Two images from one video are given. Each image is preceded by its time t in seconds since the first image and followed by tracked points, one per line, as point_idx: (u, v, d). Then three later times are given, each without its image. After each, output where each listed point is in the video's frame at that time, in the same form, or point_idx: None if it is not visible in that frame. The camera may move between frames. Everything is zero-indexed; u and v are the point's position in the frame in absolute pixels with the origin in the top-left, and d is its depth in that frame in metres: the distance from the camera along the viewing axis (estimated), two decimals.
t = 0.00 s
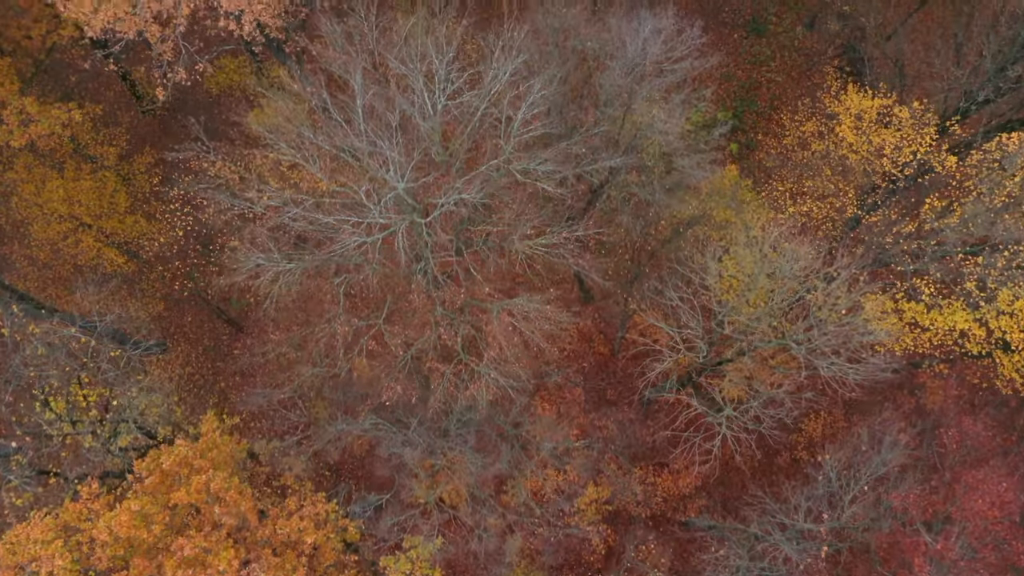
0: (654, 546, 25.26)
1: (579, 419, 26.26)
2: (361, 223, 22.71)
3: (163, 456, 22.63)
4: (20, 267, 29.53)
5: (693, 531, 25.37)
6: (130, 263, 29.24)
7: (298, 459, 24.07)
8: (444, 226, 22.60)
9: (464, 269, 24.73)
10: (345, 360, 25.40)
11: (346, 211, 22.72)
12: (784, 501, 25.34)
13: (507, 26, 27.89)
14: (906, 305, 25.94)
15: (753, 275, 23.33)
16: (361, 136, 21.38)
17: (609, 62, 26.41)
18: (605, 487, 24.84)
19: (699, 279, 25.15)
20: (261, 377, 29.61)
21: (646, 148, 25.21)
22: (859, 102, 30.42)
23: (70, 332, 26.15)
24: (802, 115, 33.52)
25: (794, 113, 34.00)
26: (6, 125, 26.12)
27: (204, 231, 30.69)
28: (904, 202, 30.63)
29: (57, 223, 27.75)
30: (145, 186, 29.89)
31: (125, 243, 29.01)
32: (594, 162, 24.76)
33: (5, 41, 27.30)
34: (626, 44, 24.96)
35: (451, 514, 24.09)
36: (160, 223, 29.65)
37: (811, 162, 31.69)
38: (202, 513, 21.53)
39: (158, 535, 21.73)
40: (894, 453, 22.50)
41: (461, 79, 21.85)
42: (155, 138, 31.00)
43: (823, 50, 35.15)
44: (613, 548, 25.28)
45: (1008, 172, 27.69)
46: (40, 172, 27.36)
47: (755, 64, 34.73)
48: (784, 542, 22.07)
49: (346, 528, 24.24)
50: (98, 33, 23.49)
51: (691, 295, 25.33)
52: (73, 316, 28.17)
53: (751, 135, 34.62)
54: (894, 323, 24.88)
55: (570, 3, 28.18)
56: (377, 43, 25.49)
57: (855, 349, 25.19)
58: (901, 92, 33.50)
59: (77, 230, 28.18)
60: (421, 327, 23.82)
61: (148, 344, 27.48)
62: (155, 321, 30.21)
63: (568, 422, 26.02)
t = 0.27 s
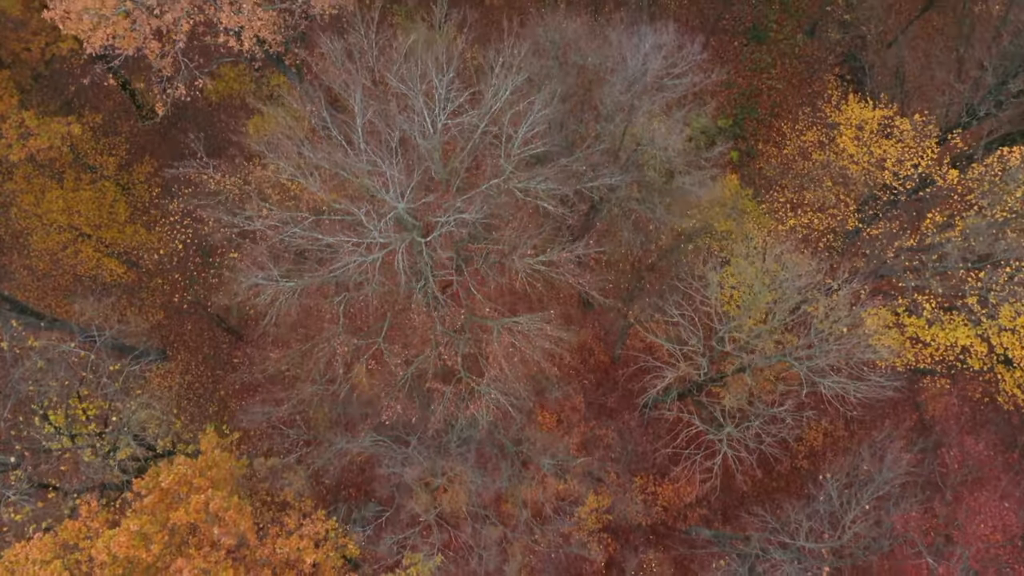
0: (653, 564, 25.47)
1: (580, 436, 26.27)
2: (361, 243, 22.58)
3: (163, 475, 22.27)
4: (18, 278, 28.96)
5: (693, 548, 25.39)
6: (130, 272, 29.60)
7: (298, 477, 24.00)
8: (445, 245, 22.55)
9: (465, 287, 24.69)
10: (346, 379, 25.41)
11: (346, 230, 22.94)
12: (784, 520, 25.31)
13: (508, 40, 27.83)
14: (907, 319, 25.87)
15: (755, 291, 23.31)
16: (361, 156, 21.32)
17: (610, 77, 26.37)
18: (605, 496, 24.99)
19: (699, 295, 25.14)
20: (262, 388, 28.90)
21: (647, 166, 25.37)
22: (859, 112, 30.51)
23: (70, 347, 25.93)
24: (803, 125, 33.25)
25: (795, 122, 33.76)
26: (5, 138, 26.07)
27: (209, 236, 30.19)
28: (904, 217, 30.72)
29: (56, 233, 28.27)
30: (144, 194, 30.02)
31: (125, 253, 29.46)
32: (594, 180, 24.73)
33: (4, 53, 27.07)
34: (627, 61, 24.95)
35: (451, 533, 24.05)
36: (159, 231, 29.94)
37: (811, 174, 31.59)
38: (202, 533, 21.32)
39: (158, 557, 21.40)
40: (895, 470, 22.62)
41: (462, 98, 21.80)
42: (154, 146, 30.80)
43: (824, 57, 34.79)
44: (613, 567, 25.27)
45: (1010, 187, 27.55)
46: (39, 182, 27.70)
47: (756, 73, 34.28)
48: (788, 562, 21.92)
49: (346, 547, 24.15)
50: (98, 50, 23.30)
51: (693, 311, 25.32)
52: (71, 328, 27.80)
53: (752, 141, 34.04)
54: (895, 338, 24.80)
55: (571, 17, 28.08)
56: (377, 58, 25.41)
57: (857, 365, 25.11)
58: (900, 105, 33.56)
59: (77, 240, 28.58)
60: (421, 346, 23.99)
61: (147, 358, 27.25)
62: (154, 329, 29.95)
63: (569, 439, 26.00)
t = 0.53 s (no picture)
0: None
1: (580, 453, 26.19)
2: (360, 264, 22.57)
3: (162, 493, 21.87)
4: (17, 289, 28.77)
5: (694, 565, 25.37)
6: (129, 282, 29.46)
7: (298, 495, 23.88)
8: (445, 264, 22.54)
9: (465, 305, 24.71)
10: (347, 396, 25.45)
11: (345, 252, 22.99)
12: (782, 539, 25.33)
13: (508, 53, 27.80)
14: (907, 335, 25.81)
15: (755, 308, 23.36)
16: (362, 175, 21.31)
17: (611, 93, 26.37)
18: (605, 506, 25.30)
19: (700, 312, 25.14)
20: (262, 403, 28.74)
21: (646, 183, 25.46)
22: (860, 124, 30.53)
23: (68, 362, 25.69)
24: (804, 136, 33.01)
25: (797, 132, 33.62)
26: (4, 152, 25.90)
27: (209, 246, 29.81)
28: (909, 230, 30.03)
29: (55, 244, 28.51)
30: (143, 204, 29.70)
31: (124, 263, 29.44)
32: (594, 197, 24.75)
33: (4, 66, 26.74)
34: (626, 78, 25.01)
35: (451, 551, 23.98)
36: (157, 242, 29.70)
37: (809, 184, 31.68)
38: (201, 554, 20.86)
39: None
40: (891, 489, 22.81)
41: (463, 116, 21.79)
42: (154, 155, 30.31)
43: (824, 65, 34.69)
44: None
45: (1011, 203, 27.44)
46: (38, 193, 27.93)
47: (758, 79, 34.34)
48: None
49: (345, 566, 24.01)
50: (97, 68, 23.09)
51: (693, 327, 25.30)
52: (71, 340, 27.95)
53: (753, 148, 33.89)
54: (896, 353, 24.78)
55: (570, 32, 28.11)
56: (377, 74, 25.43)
57: (858, 380, 25.10)
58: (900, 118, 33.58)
59: (75, 250, 28.81)
60: (421, 364, 24.04)
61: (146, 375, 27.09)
62: (153, 337, 29.78)
63: (569, 456, 25.97)
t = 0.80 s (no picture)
0: None
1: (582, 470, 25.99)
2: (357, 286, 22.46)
3: (161, 512, 21.71)
4: (17, 299, 28.67)
5: None
6: (129, 291, 29.15)
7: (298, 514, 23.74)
8: (445, 283, 22.53)
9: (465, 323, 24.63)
10: (347, 413, 25.39)
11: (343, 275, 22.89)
12: (782, 556, 25.30)
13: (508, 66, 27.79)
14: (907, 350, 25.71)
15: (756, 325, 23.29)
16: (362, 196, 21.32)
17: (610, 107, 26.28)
18: (604, 519, 25.02)
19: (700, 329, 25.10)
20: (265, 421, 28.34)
21: (647, 198, 25.30)
22: (860, 134, 29.54)
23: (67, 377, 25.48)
24: (804, 144, 32.66)
25: (798, 141, 33.17)
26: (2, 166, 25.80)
27: (206, 256, 29.52)
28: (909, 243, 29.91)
29: (55, 255, 27.96)
30: (143, 213, 29.63)
31: (124, 273, 29.03)
32: (594, 215, 24.84)
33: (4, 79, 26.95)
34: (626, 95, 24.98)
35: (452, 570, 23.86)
36: (157, 252, 29.37)
37: (813, 197, 30.65)
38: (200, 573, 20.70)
39: None
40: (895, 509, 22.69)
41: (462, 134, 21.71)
42: (154, 164, 30.54)
43: (824, 73, 34.65)
44: None
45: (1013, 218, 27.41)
46: (36, 205, 27.41)
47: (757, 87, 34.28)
48: None
49: None
50: (96, 85, 22.99)
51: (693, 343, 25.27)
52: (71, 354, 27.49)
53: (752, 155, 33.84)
54: (897, 370, 24.70)
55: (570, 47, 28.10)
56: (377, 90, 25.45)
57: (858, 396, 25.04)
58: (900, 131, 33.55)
59: (75, 261, 28.34)
60: (423, 382, 23.96)
61: (144, 389, 26.80)
62: (152, 347, 29.64)
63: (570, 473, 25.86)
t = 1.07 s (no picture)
0: None
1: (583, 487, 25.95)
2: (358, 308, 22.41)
3: (159, 530, 21.35)
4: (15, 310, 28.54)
5: None
6: (128, 302, 28.95)
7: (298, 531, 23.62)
8: (445, 303, 22.50)
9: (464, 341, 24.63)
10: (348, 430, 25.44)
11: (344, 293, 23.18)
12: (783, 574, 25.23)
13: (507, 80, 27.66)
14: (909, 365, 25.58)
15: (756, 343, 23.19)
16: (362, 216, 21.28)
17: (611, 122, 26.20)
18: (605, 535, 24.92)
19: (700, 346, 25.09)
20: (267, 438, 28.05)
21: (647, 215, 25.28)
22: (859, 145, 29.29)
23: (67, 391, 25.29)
24: (804, 154, 32.46)
25: (798, 150, 33.10)
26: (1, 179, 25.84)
27: (204, 264, 29.15)
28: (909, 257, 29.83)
29: (54, 265, 28.15)
30: (142, 223, 29.46)
31: (124, 283, 28.95)
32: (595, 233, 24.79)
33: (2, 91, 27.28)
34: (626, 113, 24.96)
35: None
36: (157, 262, 29.21)
37: (812, 206, 30.45)
38: None
39: None
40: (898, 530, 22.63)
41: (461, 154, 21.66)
42: (154, 172, 30.14)
43: (824, 80, 34.26)
44: None
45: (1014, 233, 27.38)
46: (34, 216, 27.63)
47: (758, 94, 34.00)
48: None
49: None
50: (95, 103, 22.82)
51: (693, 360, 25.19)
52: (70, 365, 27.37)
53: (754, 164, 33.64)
54: (898, 387, 24.62)
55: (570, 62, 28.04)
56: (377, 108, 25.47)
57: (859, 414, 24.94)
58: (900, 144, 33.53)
59: (73, 271, 28.40)
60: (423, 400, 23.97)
61: (144, 405, 26.45)
62: (150, 355, 29.28)
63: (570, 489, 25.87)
